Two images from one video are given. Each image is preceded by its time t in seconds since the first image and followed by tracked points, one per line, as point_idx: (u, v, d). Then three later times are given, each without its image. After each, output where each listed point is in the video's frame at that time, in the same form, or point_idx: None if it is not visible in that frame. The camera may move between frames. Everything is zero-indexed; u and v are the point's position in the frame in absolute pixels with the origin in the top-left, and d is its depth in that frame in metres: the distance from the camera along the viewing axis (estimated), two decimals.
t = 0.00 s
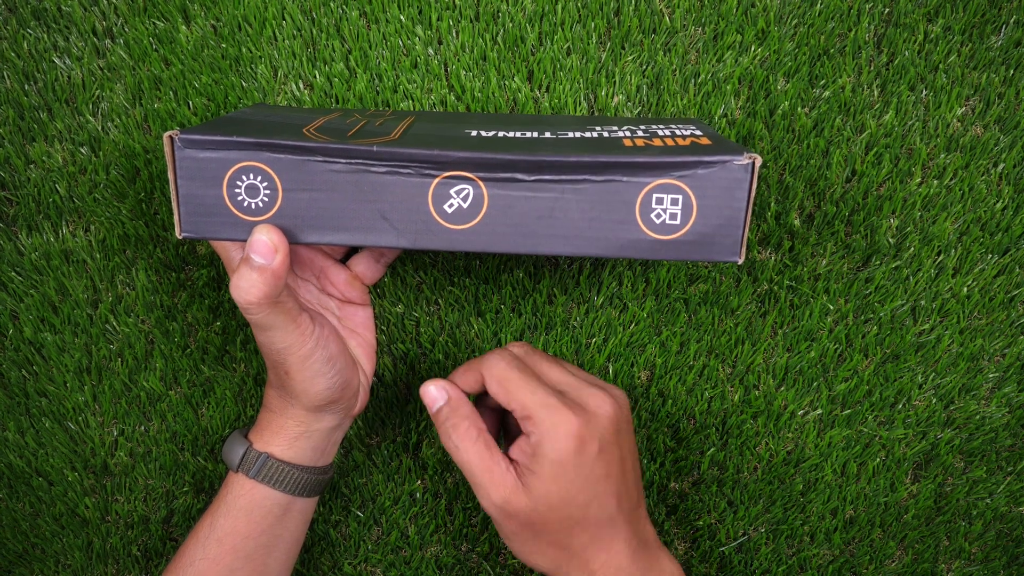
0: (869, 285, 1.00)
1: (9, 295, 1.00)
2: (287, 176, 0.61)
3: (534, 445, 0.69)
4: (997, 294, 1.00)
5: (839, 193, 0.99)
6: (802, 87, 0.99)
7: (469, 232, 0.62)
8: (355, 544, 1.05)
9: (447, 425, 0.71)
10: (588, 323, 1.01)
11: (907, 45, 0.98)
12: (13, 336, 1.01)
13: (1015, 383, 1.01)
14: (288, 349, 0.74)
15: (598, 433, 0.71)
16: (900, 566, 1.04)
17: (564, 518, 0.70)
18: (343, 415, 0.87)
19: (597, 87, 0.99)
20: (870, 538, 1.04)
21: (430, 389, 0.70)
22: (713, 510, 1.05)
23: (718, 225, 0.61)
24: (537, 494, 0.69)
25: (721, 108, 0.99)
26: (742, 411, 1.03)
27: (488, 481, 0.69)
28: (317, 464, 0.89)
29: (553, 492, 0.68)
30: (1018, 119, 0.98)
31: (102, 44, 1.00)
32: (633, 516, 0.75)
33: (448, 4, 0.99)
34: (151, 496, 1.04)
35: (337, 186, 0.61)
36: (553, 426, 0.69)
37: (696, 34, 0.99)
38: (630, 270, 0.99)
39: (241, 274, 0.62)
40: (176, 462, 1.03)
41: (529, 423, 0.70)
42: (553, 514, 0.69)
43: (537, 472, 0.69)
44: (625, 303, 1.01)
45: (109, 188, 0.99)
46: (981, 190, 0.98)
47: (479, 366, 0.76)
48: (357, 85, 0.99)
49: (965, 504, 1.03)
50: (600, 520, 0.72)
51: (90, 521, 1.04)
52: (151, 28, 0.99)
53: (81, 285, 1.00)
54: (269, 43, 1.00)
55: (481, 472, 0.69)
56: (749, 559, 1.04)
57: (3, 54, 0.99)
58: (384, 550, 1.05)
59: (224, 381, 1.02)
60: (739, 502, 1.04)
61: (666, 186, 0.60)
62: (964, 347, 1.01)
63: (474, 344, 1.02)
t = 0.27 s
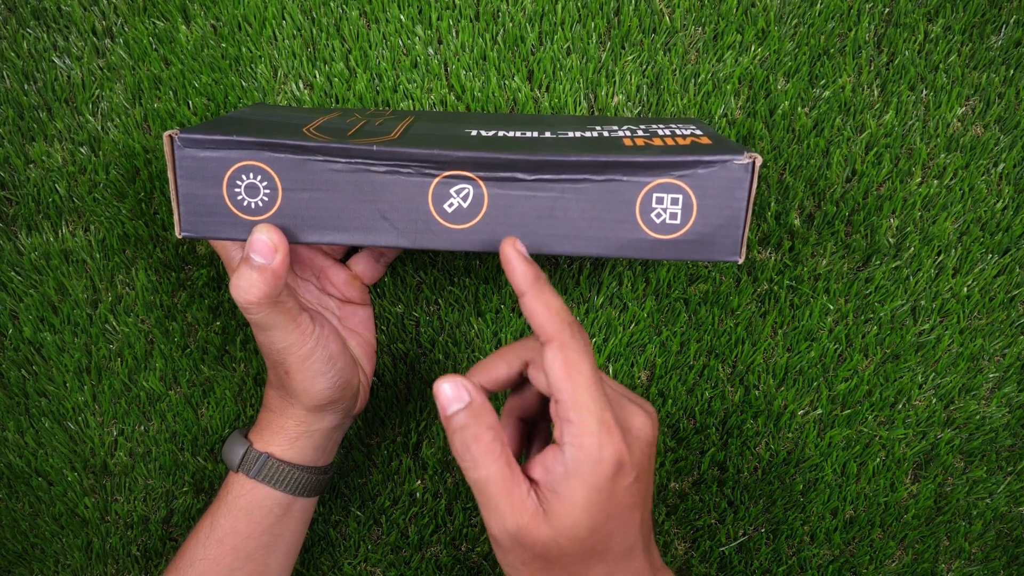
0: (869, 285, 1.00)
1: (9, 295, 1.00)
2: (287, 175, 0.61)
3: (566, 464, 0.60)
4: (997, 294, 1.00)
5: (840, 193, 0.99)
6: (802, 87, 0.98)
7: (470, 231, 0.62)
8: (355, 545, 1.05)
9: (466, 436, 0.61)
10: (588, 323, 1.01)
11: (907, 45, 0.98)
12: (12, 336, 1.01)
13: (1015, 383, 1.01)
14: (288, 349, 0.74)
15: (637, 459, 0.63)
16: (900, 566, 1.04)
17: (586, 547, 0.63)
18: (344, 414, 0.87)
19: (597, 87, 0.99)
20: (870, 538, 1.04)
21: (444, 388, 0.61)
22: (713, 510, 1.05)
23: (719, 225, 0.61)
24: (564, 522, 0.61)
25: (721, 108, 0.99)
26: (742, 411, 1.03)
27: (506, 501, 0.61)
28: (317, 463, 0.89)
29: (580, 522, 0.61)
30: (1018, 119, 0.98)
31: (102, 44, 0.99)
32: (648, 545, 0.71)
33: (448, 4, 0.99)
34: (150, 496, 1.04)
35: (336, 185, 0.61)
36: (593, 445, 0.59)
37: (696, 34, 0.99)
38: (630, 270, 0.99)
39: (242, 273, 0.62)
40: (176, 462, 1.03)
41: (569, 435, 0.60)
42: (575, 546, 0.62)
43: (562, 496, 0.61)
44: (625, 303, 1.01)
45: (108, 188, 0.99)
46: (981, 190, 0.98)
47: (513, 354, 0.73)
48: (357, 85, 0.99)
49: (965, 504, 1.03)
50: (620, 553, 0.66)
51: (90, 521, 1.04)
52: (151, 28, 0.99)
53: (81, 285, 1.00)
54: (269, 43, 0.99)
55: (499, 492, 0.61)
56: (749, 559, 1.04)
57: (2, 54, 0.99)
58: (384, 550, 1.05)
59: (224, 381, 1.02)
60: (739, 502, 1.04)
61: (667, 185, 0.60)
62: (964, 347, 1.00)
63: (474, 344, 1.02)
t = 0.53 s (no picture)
0: (869, 285, 1.00)
1: (9, 295, 1.00)
2: (290, 175, 0.61)
3: (557, 458, 0.61)
4: (997, 294, 1.00)
5: (839, 194, 0.99)
6: (802, 87, 0.99)
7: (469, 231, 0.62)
8: (355, 545, 1.05)
9: (459, 431, 0.62)
10: (588, 323, 1.01)
11: (907, 45, 0.98)
12: (13, 336, 1.01)
13: (1015, 383, 1.01)
14: (290, 348, 0.74)
15: (627, 454, 0.64)
16: (899, 566, 1.04)
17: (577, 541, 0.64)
18: (345, 414, 0.87)
19: (597, 87, 0.99)
20: (869, 538, 1.04)
21: (441, 386, 0.60)
22: (713, 510, 1.05)
23: (719, 224, 0.61)
24: (554, 515, 0.62)
25: (721, 108, 0.99)
26: (742, 411, 1.03)
27: (498, 493, 0.62)
28: (318, 463, 0.89)
29: (571, 516, 0.62)
30: (1018, 119, 0.98)
31: (102, 44, 1.00)
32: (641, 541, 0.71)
33: (448, 4, 0.99)
34: (151, 496, 1.04)
35: (339, 185, 0.61)
36: (584, 440, 0.60)
37: (696, 34, 0.99)
38: (630, 270, 0.99)
39: (244, 272, 0.62)
40: (176, 462, 1.03)
41: (559, 431, 0.61)
42: (567, 539, 0.63)
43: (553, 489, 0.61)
44: (625, 303, 1.01)
45: (109, 188, 0.99)
46: (981, 190, 0.98)
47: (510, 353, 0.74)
48: (357, 85, 0.99)
49: (965, 504, 1.03)
50: (613, 547, 0.67)
51: (90, 521, 1.04)
52: (151, 28, 0.99)
53: (81, 285, 1.00)
54: (269, 43, 1.00)
55: (491, 485, 0.62)
56: (749, 559, 1.05)
57: (3, 54, 0.99)
58: (384, 550, 1.05)
59: (224, 380, 1.02)
60: (739, 502, 1.04)
61: (668, 185, 0.61)
62: (964, 347, 1.01)
63: (474, 344, 1.02)
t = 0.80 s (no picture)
0: (869, 285, 1.00)
1: (9, 295, 1.00)
2: (290, 174, 0.61)
3: (557, 457, 0.61)
4: (997, 294, 1.00)
5: (840, 194, 0.99)
6: (802, 87, 0.98)
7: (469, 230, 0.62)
8: (355, 545, 1.05)
9: (459, 427, 0.62)
10: (588, 323, 1.01)
11: (907, 45, 0.98)
12: (13, 336, 1.01)
13: (1015, 383, 1.01)
14: (290, 348, 0.74)
15: (627, 453, 0.64)
16: (900, 566, 1.04)
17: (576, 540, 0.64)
18: (346, 413, 0.87)
19: (597, 87, 0.99)
20: (869, 538, 1.04)
21: (442, 384, 0.61)
22: (713, 510, 1.05)
23: (719, 222, 0.61)
24: (553, 514, 0.62)
25: (721, 108, 0.99)
26: (742, 411, 1.03)
27: (497, 490, 0.62)
28: (319, 463, 0.89)
29: (570, 514, 0.62)
30: (1018, 119, 0.98)
31: (102, 44, 1.00)
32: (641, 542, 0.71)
33: (448, 4, 0.99)
34: (151, 496, 1.04)
35: (339, 185, 0.61)
36: (584, 440, 0.60)
37: (696, 34, 0.99)
38: (630, 270, 0.99)
39: (245, 271, 0.62)
40: (176, 462, 1.03)
41: (559, 429, 0.61)
42: (566, 538, 0.63)
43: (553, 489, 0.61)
44: (625, 303, 1.01)
45: (109, 188, 0.99)
46: (981, 190, 0.98)
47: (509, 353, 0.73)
48: (356, 85, 0.99)
49: (965, 504, 1.03)
50: (613, 546, 0.67)
51: (90, 521, 1.04)
52: (151, 28, 0.99)
53: (81, 285, 1.00)
54: (269, 43, 0.99)
55: (490, 482, 0.62)
56: (749, 559, 1.04)
57: (2, 54, 0.99)
58: (384, 550, 1.05)
59: (224, 381, 1.02)
60: (739, 502, 1.04)
61: (668, 183, 0.61)
62: (964, 347, 1.00)
63: (474, 344, 1.02)
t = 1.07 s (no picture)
0: (869, 285, 1.00)
1: (9, 295, 1.00)
2: (289, 174, 0.61)
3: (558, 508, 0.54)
4: (997, 294, 1.00)
5: (840, 194, 0.99)
6: (802, 87, 0.98)
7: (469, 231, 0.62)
8: (355, 545, 1.05)
9: (447, 479, 0.53)
10: (588, 323, 1.01)
11: (907, 45, 0.98)
12: (12, 336, 1.01)
13: (1015, 383, 1.01)
14: (290, 348, 0.74)
15: (632, 501, 0.58)
16: (900, 566, 1.04)
17: None
18: (345, 414, 0.87)
19: (597, 87, 0.99)
20: (870, 538, 1.04)
21: (426, 427, 0.52)
22: (713, 510, 1.05)
23: (719, 223, 0.61)
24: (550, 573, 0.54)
25: (721, 108, 0.99)
26: (742, 411, 1.03)
27: (490, 553, 0.54)
28: (317, 463, 0.89)
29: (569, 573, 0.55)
30: (1018, 119, 0.98)
31: (102, 44, 0.99)
32: None
33: (448, 4, 0.99)
34: (150, 496, 1.04)
35: (339, 184, 0.61)
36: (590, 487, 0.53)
37: (696, 34, 0.99)
38: (630, 270, 0.99)
39: (244, 271, 0.62)
40: (176, 462, 1.03)
41: (561, 477, 0.53)
42: None
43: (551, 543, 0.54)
44: (625, 303, 1.01)
45: (109, 188, 0.99)
46: (981, 190, 0.98)
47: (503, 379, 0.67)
48: (356, 85, 0.99)
49: (965, 504, 1.03)
50: None
51: (90, 521, 1.04)
52: (151, 28, 0.99)
53: (81, 285, 1.00)
54: (269, 43, 0.99)
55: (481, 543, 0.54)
56: (749, 559, 1.04)
57: (3, 54, 0.99)
58: (384, 550, 1.05)
59: (224, 380, 1.02)
60: (739, 502, 1.04)
61: (668, 184, 0.61)
62: (964, 347, 1.00)
63: (474, 344, 1.02)
